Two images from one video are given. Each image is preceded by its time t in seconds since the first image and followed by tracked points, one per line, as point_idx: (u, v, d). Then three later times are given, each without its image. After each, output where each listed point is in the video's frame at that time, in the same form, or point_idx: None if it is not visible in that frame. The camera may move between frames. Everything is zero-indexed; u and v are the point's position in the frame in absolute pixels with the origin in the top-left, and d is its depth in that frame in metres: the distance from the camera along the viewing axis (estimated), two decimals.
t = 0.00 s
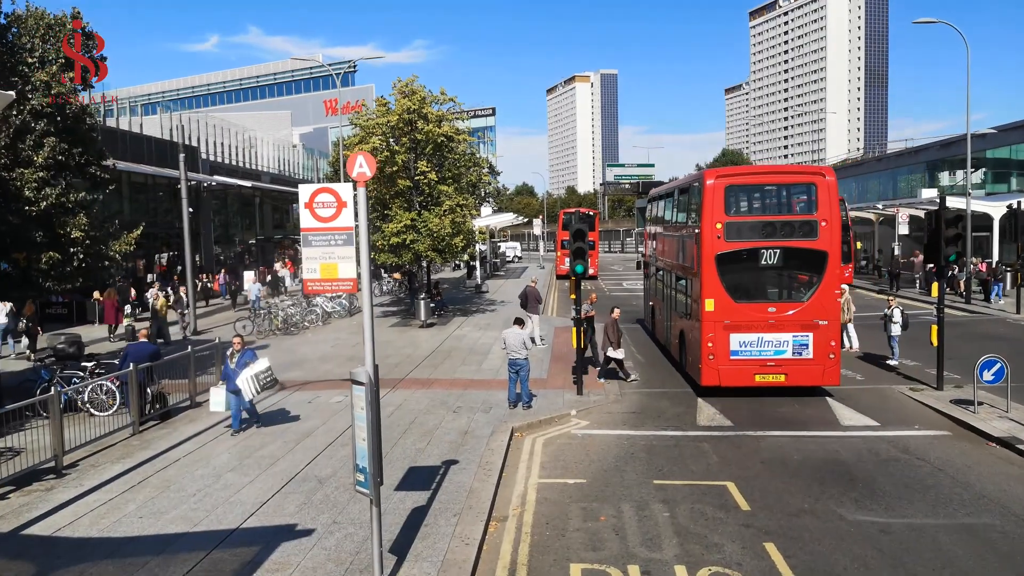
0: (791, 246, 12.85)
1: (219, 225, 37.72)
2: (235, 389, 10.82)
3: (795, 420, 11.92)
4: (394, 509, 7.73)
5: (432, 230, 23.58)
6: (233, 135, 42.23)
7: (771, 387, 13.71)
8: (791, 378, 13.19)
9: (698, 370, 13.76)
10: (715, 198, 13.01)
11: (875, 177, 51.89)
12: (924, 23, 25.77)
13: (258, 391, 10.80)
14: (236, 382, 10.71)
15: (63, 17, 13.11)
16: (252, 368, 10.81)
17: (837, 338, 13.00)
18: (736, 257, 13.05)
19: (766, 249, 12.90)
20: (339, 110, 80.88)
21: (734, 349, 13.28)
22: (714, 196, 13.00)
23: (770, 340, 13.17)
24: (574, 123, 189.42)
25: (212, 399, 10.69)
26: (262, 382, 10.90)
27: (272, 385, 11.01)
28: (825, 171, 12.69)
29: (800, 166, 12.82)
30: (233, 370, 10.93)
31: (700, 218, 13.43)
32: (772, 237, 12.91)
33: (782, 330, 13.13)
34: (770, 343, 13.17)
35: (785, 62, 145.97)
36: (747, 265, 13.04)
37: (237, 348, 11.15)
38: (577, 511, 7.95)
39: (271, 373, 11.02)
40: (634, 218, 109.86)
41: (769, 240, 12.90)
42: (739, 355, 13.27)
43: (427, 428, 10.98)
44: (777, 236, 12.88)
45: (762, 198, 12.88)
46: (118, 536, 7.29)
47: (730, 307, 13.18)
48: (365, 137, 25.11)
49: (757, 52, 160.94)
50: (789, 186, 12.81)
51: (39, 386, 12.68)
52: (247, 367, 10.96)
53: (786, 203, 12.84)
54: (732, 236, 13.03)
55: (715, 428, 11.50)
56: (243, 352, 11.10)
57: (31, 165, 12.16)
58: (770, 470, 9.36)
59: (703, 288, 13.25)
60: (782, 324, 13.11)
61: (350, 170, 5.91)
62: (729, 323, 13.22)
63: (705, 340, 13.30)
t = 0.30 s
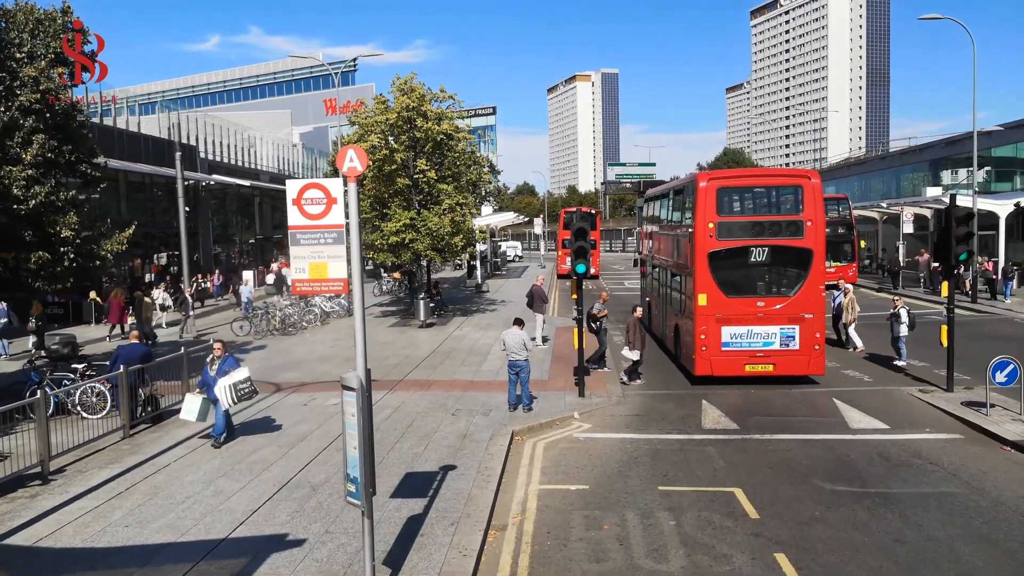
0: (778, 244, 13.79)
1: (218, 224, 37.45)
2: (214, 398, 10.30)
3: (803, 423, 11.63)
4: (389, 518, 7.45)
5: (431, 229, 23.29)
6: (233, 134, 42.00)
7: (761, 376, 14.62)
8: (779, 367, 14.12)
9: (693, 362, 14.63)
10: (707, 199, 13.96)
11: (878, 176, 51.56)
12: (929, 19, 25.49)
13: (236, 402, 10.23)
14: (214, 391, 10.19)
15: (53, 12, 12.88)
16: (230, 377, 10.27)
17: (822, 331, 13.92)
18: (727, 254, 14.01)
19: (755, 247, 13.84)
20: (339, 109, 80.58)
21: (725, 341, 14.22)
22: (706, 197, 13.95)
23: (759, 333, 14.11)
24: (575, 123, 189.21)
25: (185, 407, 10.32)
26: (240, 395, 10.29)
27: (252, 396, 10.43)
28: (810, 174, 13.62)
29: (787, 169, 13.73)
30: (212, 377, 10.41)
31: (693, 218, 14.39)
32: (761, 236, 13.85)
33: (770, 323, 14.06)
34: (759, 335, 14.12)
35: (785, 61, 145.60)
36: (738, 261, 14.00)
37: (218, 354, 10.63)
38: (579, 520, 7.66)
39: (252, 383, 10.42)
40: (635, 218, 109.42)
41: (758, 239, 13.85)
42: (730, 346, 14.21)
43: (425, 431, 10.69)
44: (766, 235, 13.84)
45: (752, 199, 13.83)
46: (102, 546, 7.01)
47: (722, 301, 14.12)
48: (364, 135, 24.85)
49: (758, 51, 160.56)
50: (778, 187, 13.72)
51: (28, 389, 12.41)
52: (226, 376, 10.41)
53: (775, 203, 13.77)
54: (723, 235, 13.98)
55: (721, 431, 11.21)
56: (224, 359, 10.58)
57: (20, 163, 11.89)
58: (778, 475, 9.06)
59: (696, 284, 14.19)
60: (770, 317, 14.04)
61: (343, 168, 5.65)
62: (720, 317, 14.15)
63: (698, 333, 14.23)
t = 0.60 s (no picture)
0: (769, 242, 14.43)
1: (218, 224, 37.29)
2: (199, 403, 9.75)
3: (806, 425, 11.49)
4: (386, 523, 7.31)
5: (431, 228, 23.14)
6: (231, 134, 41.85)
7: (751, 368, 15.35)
8: (768, 359, 14.84)
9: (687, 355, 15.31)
10: (701, 199, 14.51)
11: (879, 175, 51.34)
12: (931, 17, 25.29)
13: (222, 407, 9.66)
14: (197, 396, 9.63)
15: (47, 10, 12.76)
16: (216, 381, 9.69)
17: (809, 325, 14.65)
18: (720, 252, 14.62)
19: (747, 245, 14.48)
20: (339, 109, 80.33)
21: (717, 335, 14.89)
22: (700, 197, 14.50)
23: (749, 327, 14.80)
24: (575, 122, 188.92)
25: (172, 412, 9.90)
26: (226, 400, 9.68)
27: (239, 402, 9.82)
28: (799, 175, 14.24)
29: (779, 170, 14.30)
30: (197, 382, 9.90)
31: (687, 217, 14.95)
32: (752, 235, 14.48)
33: (760, 317, 14.75)
34: (750, 329, 14.82)
35: (786, 60, 145.31)
36: (730, 259, 14.62)
37: (204, 357, 10.12)
38: (580, 525, 7.52)
39: (239, 389, 9.82)
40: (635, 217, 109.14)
41: (750, 237, 14.48)
42: (723, 339, 14.87)
43: (423, 433, 10.55)
44: (757, 234, 14.47)
45: (744, 200, 14.41)
46: (94, 552, 6.87)
47: (715, 297, 14.76)
48: (363, 134, 24.68)
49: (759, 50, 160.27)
50: (769, 188, 14.32)
51: (22, 390, 12.27)
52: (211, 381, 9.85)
53: (766, 204, 14.38)
54: (716, 233, 14.58)
55: (723, 433, 11.08)
56: (210, 363, 10.04)
57: (14, 162, 11.77)
58: (782, 479, 8.91)
59: (691, 280, 14.82)
60: (761, 312, 14.72)
61: (338, 167, 5.51)
62: (713, 312, 14.81)
63: (692, 327, 14.88)
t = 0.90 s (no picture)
0: (758, 242, 15.47)
1: (218, 224, 37.21)
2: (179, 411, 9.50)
3: (808, 426, 11.42)
4: (384, 527, 7.22)
5: (431, 228, 23.06)
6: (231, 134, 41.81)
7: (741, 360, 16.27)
8: (757, 352, 15.78)
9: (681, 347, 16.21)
10: (695, 201, 15.63)
11: (881, 175, 51.15)
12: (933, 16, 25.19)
13: (202, 416, 9.45)
14: (176, 404, 9.40)
15: (45, 9, 12.68)
16: (198, 389, 9.50)
17: (795, 320, 15.59)
18: (712, 250, 15.68)
19: (737, 244, 15.53)
20: (338, 109, 80.20)
21: (709, 328, 15.88)
22: (694, 199, 15.62)
23: (739, 321, 15.77)
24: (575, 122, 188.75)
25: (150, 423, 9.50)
26: (208, 407, 9.50)
27: (221, 410, 9.67)
28: (786, 180, 15.30)
29: (768, 174, 15.34)
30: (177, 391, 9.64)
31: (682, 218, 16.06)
32: (742, 235, 15.53)
33: (750, 312, 15.72)
34: (740, 323, 15.78)
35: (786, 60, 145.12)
36: (721, 257, 15.67)
37: (184, 365, 9.88)
38: (581, 528, 7.43)
39: (221, 397, 9.69)
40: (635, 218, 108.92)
41: (740, 237, 15.53)
42: (714, 332, 15.86)
43: (423, 436, 10.47)
44: (746, 234, 15.51)
45: (734, 202, 15.51)
46: (89, 556, 6.79)
47: (707, 293, 15.78)
48: (362, 134, 24.61)
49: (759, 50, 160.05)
50: (758, 191, 15.38)
51: (19, 391, 12.19)
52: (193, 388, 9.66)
53: (755, 205, 15.46)
54: (708, 233, 15.66)
55: (725, 435, 10.99)
56: (191, 370, 9.84)
57: (10, 162, 11.70)
58: (785, 481, 8.82)
59: (684, 277, 15.87)
60: (750, 307, 15.70)
61: (335, 167, 5.42)
62: (705, 307, 15.83)
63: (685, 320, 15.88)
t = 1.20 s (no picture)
0: (748, 242, 16.02)
1: (218, 226, 37.23)
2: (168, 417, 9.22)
3: (807, 428, 11.45)
4: (384, 529, 7.23)
5: (431, 230, 23.10)
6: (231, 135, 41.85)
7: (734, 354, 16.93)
8: (748, 346, 16.37)
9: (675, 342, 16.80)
10: (688, 203, 16.10)
11: (881, 177, 51.13)
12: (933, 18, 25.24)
13: (192, 422, 9.16)
14: (166, 409, 9.13)
15: (47, 11, 12.70)
16: (187, 395, 9.20)
17: (783, 316, 16.21)
18: (705, 249, 16.16)
19: (728, 244, 16.05)
20: (339, 111, 80.27)
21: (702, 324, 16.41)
22: (688, 201, 16.08)
23: (731, 317, 16.32)
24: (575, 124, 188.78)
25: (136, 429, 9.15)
26: (197, 414, 9.19)
27: (211, 417, 9.35)
28: (775, 183, 15.88)
29: (758, 178, 15.89)
30: (166, 396, 9.34)
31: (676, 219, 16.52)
32: (733, 236, 16.05)
33: (740, 309, 16.29)
34: (731, 319, 16.34)
35: (785, 62, 145.14)
36: (714, 256, 16.16)
37: (174, 369, 9.55)
38: (581, 531, 7.44)
39: (212, 403, 9.38)
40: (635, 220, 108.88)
41: (731, 237, 16.05)
42: (707, 328, 16.39)
43: (423, 438, 10.48)
44: (738, 235, 16.04)
45: (726, 204, 16.04)
46: (89, 558, 6.80)
47: (700, 291, 16.26)
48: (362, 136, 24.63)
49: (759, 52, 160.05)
50: (749, 194, 15.93)
51: (19, 393, 12.20)
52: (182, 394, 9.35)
53: (745, 208, 16.02)
54: (702, 234, 16.13)
55: (725, 437, 10.99)
56: (182, 375, 9.53)
57: (12, 164, 11.74)
58: (785, 484, 8.84)
59: (678, 276, 16.33)
60: (741, 304, 16.26)
61: (335, 170, 5.45)
62: (698, 304, 16.30)
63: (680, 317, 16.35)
